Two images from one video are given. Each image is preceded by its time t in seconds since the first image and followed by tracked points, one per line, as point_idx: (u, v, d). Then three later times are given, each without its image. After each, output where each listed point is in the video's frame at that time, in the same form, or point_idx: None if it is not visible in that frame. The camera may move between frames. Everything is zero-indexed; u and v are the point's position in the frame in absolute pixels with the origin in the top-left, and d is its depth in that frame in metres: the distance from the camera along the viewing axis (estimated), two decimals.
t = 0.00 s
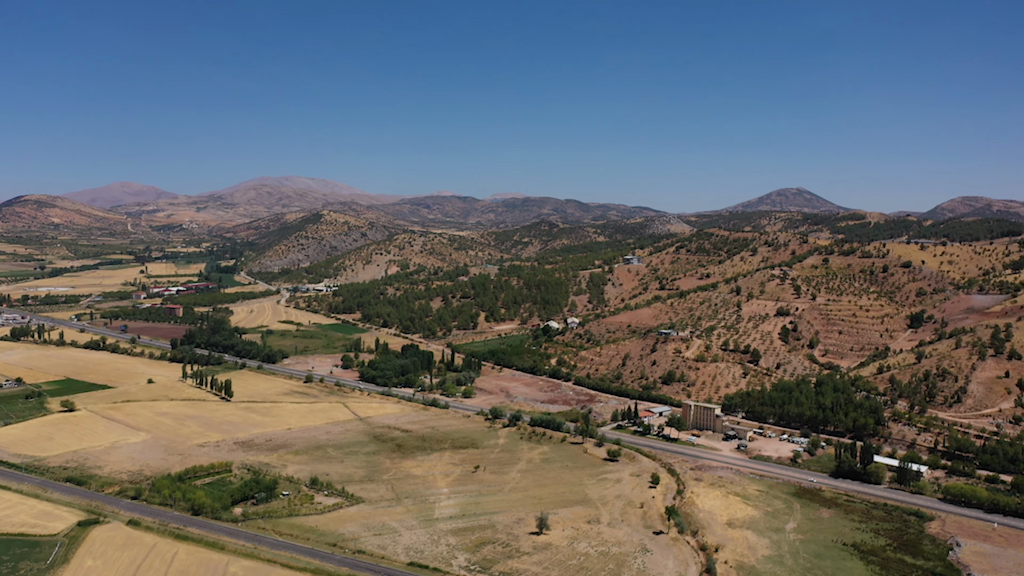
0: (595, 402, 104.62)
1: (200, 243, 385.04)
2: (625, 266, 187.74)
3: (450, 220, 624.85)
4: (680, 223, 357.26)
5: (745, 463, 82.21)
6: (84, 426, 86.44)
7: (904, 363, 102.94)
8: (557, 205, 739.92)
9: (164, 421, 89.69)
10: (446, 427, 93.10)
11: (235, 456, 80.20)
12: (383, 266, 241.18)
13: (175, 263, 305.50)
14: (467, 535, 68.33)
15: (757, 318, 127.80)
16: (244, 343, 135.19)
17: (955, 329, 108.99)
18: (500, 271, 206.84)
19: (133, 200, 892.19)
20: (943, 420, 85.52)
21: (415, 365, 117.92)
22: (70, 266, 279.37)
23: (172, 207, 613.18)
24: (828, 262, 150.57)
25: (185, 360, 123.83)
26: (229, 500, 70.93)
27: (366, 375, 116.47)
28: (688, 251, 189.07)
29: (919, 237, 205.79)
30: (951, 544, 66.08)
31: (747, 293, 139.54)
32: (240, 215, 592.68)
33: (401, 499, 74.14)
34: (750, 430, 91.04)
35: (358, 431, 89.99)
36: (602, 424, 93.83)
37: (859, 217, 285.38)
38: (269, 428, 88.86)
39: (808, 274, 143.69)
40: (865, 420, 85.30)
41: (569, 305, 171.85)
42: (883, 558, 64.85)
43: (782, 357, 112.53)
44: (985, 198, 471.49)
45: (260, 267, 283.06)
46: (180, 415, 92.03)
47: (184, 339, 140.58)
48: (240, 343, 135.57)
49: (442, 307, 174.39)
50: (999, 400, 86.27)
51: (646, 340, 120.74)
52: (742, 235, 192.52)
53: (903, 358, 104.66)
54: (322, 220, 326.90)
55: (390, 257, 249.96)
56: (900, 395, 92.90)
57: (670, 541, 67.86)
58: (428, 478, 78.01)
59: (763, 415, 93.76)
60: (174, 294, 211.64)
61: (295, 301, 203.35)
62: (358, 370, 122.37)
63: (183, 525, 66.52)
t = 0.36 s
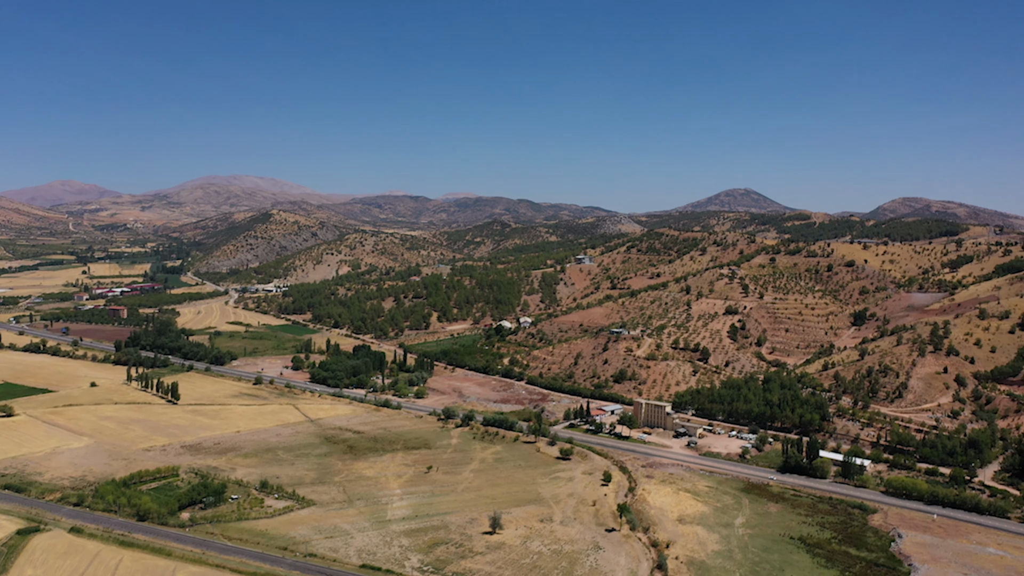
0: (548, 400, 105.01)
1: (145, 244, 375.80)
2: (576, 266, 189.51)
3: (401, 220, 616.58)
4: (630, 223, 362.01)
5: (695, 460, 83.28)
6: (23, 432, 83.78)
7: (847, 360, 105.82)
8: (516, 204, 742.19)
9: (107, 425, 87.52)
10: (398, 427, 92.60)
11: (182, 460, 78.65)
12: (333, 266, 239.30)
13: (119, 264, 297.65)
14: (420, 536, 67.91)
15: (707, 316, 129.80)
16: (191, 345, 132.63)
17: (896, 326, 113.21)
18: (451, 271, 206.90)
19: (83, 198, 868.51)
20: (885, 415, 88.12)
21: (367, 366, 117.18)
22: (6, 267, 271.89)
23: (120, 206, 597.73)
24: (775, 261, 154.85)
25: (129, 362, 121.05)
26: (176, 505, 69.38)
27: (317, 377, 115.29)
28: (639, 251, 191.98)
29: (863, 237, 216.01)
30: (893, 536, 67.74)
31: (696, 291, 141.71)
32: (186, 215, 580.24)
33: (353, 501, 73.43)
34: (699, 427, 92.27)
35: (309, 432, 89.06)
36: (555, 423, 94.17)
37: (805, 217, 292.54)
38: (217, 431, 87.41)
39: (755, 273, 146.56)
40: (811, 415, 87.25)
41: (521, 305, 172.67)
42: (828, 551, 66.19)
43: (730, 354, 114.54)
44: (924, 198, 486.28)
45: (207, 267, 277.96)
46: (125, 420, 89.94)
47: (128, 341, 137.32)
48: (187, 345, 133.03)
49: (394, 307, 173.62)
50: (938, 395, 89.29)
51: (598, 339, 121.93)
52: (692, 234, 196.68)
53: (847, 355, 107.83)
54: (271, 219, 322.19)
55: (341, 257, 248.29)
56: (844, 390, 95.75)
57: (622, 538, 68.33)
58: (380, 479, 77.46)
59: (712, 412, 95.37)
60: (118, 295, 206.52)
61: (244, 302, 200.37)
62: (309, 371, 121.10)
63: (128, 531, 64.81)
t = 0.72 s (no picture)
0: (495, 400, 105.12)
1: (80, 244, 364.43)
2: (524, 266, 190.72)
3: (346, 220, 603.94)
4: (576, 222, 365.08)
5: (641, 457, 84.23)
6: None
7: (789, 357, 108.68)
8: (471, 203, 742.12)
9: (42, 431, 84.80)
10: (345, 429, 91.83)
11: (121, 466, 76.75)
12: (278, 266, 236.41)
13: (52, 265, 287.71)
14: (368, 538, 67.17)
15: (652, 315, 131.68)
16: (130, 347, 130.31)
17: (835, 323, 116.82)
18: (398, 271, 206.26)
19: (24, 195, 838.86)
20: (824, 410, 90.52)
21: (313, 367, 116.10)
22: None
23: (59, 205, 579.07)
24: (718, 260, 158.85)
25: (65, 366, 118.06)
26: (114, 512, 67.26)
27: (261, 379, 113.88)
28: (585, 251, 194.33)
29: (802, 236, 223.19)
30: (832, 528, 69.35)
31: (642, 291, 144.64)
32: (126, 215, 564.95)
33: (298, 504, 72.42)
34: (645, 425, 93.47)
35: (253, 435, 87.78)
36: (503, 423, 94.34)
37: (747, 217, 299.46)
38: (157, 436, 85.56)
39: (699, 273, 150.38)
40: (753, 412, 88.99)
41: (469, 305, 172.59)
42: (770, 544, 67.49)
43: (675, 353, 116.50)
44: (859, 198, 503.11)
45: (146, 267, 272.47)
46: (61, 425, 87.29)
47: (63, 345, 133.74)
48: (125, 347, 130.17)
49: (340, 307, 172.19)
50: (874, 390, 92.22)
51: (546, 338, 122.79)
52: (637, 234, 199.56)
53: (788, 352, 110.69)
54: (213, 218, 316.06)
55: (285, 257, 245.48)
56: (786, 387, 98.44)
57: (569, 536, 68.69)
58: (326, 482, 76.61)
59: (658, 410, 96.87)
60: (51, 297, 200.58)
61: (184, 303, 196.37)
62: (253, 373, 119.51)
63: (64, 539, 62.44)
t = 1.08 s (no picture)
0: (443, 400, 104.89)
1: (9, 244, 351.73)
2: (472, 266, 191.77)
3: (292, 220, 584.11)
4: (525, 222, 367.92)
5: (588, 455, 84.86)
6: None
7: (732, 354, 111.05)
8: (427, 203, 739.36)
9: None
10: (290, 432, 90.80)
11: (57, 473, 74.55)
12: (221, 266, 232.86)
13: None
14: (314, 541, 66.15)
15: (599, 314, 133.42)
16: (67, 351, 126.79)
17: (777, 321, 120.27)
18: (345, 271, 205.07)
19: None
20: (767, 406, 92.82)
21: (257, 369, 114.74)
22: None
23: None
24: (664, 259, 162.93)
25: None
26: (50, 521, 64.77)
27: (204, 382, 112.01)
28: (532, 251, 196.38)
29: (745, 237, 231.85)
30: (775, 522, 70.69)
31: (589, 290, 146.04)
32: (65, 214, 547.87)
33: (243, 509, 71.20)
34: (593, 423, 94.29)
35: (196, 439, 86.22)
36: (451, 423, 94.14)
37: (691, 217, 306.31)
38: (96, 442, 83.35)
39: (645, 272, 153.31)
40: (698, 409, 90.59)
41: (416, 304, 172.27)
42: (715, 539, 68.53)
43: (622, 351, 117.65)
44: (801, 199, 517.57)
45: (83, 268, 265.67)
46: None
47: None
48: (61, 351, 126.75)
49: (285, 308, 170.19)
50: (814, 386, 94.86)
51: (493, 338, 123.03)
52: (583, 234, 202.47)
53: (732, 350, 113.08)
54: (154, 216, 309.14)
55: (229, 257, 242.03)
56: (730, 384, 100.68)
57: (518, 535, 68.81)
58: (271, 485, 75.57)
59: (605, 408, 97.64)
60: None
61: (123, 305, 191.88)
62: (196, 376, 117.55)
63: None
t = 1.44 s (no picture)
0: (391, 401, 104.34)
1: None
2: (418, 266, 192.52)
3: (236, 220, 563.73)
4: (473, 223, 369.84)
5: (536, 454, 85.26)
6: None
7: (678, 352, 113.07)
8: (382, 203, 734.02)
9: None
10: (234, 435, 89.41)
11: None
12: (162, 266, 228.51)
13: None
14: (259, 545, 64.78)
15: (547, 314, 135.02)
16: None
17: (720, 320, 123.35)
18: (290, 271, 203.20)
19: None
20: (711, 403, 94.46)
21: (200, 372, 112.86)
22: None
23: None
24: (610, 258, 167.20)
25: None
26: None
27: (144, 385, 109.62)
28: (480, 250, 197.95)
29: (688, 237, 239.52)
30: (719, 516, 71.85)
31: (537, 289, 147.89)
32: None
33: (185, 514, 69.63)
34: (541, 422, 94.85)
35: (135, 444, 84.29)
36: (398, 424, 93.72)
37: (636, 217, 312.82)
38: (29, 448, 80.66)
39: (592, 271, 156.17)
40: (644, 406, 91.91)
41: (363, 305, 171.78)
42: (661, 535, 69.34)
43: (569, 350, 118.76)
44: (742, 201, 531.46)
45: (13, 268, 256.92)
46: None
47: None
48: None
49: (229, 309, 167.53)
50: (756, 383, 97.22)
51: (441, 338, 122.93)
52: (530, 234, 204.71)
53: (677, 348, 115.21)
54: (89, 216, 300.66)
55: (169, 257, 237.48)
56: (675, 381, 102.40)
57: (467, 535, 68.62)
58: (214, 490, 74.20)
59: (553, 407, 98.22)
60: None
61: (58, 307, 186.07)
62: (135, 379, 114.95)
63: None
